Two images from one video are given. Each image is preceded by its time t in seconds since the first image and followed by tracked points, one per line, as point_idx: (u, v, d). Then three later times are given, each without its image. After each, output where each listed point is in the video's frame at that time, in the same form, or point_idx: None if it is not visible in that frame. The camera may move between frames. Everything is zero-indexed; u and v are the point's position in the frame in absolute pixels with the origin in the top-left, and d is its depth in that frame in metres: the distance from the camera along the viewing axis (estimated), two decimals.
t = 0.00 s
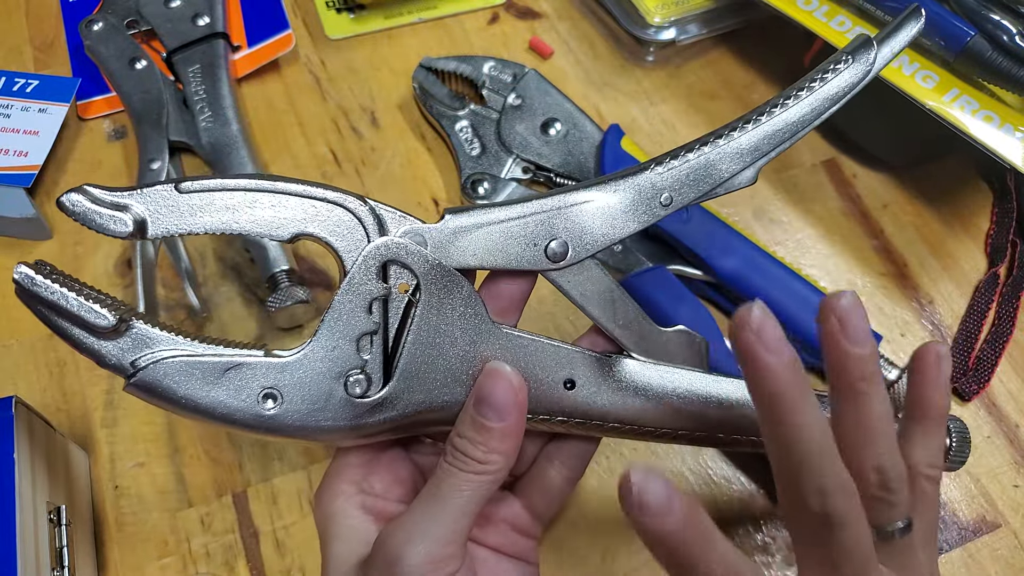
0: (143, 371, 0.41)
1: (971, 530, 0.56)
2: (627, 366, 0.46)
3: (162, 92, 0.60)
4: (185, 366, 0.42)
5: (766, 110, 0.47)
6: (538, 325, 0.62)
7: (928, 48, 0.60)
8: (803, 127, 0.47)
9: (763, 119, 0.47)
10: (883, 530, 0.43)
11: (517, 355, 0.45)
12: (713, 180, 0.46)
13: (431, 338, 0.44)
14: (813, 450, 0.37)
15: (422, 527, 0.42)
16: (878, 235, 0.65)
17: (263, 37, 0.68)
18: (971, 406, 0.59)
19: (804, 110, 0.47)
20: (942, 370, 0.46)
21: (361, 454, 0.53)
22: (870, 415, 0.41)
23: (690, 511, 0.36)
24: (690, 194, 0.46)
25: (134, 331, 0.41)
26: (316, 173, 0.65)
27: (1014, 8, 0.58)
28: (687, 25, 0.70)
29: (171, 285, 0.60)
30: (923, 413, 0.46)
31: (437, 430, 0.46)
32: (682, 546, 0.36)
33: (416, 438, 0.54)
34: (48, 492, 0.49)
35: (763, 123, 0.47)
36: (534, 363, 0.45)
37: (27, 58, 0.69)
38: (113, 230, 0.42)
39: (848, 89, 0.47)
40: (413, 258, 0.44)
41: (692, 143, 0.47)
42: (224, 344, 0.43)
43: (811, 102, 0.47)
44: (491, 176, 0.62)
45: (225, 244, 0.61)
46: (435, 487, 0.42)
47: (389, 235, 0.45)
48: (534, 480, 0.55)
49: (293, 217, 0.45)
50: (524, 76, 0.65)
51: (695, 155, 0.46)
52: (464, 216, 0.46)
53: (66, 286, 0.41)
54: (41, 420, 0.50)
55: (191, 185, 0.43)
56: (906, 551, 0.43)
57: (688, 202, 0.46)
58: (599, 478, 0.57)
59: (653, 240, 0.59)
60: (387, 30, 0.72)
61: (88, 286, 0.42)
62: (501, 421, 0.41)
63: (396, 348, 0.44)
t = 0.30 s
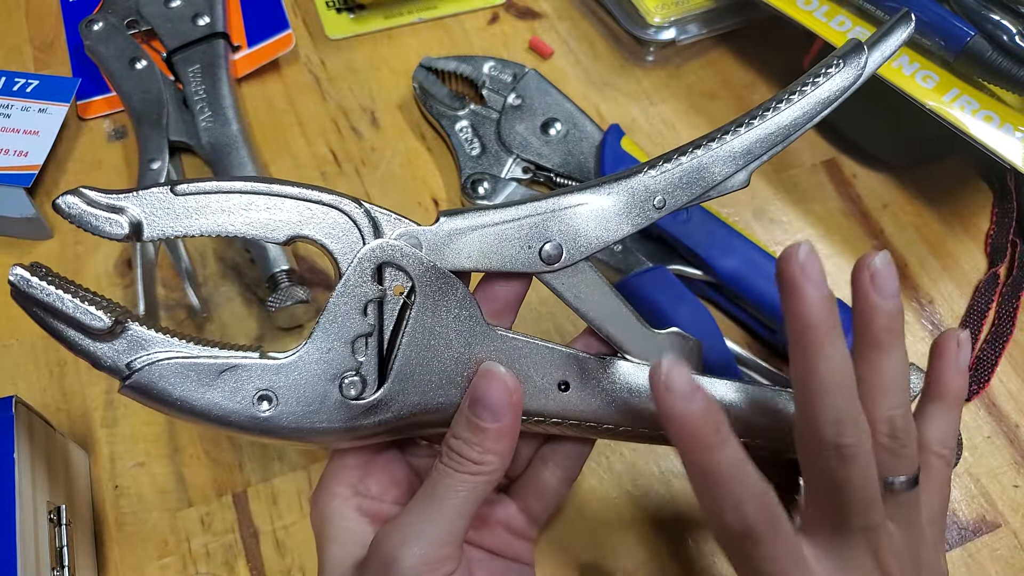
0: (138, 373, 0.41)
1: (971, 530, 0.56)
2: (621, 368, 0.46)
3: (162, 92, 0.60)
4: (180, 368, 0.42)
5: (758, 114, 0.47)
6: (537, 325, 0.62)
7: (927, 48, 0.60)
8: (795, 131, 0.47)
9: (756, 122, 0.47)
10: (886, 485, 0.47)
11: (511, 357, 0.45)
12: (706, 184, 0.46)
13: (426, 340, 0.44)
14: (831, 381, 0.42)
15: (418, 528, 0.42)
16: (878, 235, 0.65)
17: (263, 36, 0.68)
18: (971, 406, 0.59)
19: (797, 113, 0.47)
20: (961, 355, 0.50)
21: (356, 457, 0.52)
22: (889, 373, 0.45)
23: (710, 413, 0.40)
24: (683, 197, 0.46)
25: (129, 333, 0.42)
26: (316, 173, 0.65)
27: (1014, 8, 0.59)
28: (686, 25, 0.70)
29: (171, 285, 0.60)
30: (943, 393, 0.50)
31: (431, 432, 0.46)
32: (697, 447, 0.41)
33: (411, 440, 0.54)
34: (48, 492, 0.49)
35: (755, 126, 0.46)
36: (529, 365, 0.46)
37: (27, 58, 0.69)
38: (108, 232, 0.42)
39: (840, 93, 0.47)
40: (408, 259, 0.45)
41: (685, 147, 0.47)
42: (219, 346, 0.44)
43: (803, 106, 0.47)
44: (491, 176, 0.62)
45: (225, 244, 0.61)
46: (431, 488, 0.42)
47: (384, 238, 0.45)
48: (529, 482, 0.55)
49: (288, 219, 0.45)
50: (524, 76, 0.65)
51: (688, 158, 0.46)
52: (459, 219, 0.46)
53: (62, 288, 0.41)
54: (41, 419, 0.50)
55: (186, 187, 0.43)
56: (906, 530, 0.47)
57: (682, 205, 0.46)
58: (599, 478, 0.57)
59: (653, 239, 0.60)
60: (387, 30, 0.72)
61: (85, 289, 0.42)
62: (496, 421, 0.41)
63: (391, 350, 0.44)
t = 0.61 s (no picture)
0: (135, 375, 0.41)
1: (970, 530, 0.56)
2: (615, 371, 0.46)
3: (162, 93, 0.60)
4: (176, 370, 0.42)
5: (749, 119, 0.47)
6: (537, 325, 0.62)
7: (927, 49, 0.60)
8: (787, 135, 0.47)
9: (747, 127, 0.47)
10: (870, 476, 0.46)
11: (506, 360, 0.45)
12: (699, 188, 0.46)
13: (421, 342, 0.44)
14: (810, 371, 0.42)
15: (414, 529, 0.42)
16: (878, 235, 0.65)
17: (263, 36, 0.68)
18: (971, 406, 0.59)
19: (789, 118, 0.47)
20: (947, 351, 0.50)
21: (352, 460, 0.52)
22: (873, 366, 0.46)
23: (688, 397, 0.41)
24: (676, 200, 0.46)
25: (126, 335, 0.41)
26: (316, 173, 0.65)
27: (1013, 8, 0.59)
28: (687, 25, 0.70)
29: (171, 285, 0.59)
30: (930, 389, 0.50)
31: (426, 434, 0.46)
32: (674, 430, 0.41)
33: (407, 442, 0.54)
34: (48, 492, 0.49)
35: (748, 130, 0.47)
36: (524, 368, 0.45)
37: (27, 58, 0.68)
38: (106, 235, 0.42)
39: (831, 98, 0.47)
40: (405, 263, 0.45)
41: (678, 151, 0.47)
42: (216, 348, 0.44)
43: (795, 111, 0.47)
44: (492, 176, 0.62)
45: (225, 244, 0.61)
46: (426, 490, 0.42)
47: (379, 241, 0.45)
48: (525, 486, 0.55)
49: (284, 223, 0.45)
50: (524, 76, 0.65)
51: (681, 162, 0.46)
52: (453, 222, 0.46)
53: (60, 291, 0.41)
54: (41, 420, 0.50)
55: (184, 191, 0.43)
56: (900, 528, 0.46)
57: (674, 209, 0.46)
58: (599, 478, 0.57)
59: (652, 240, 0.59)
60: (387, 30, 0.72)
61: (83, 292, 0.42)
62: (491, 422, 0.41)
63: (387, 352, 0.44)
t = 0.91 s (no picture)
0: (137, 365, 0.41)
1: (971, 529, 0.56)
2: (613, 362, 0.46)
3: (162, 92, 0.60)
4: (178, 360, 0.42)
5: (748, 110, 0.47)
6: (537, 325, 0.62)
7: (927, 48, 0.60)
8: (785, 127, 0.47)
9: (746, 118, 0.47)
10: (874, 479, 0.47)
11: (505, 351, 0.45)
12: (697, 179, 0.46)
13: (420, 333, 0.44)
14: (817, 373, 0.42)
15: (412, 517, 0.42)
16: (878, 235, 0.65)
17: (263, 36, 0.68)
18: (971, 406, 0.60)
19: (787, 110, 0.47)
20: (948, 351, 0.50)
21: (353, 450, 0.52)
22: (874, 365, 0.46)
23: (700, 402, 0.41)
24: (673, 191, 0.46)
25: (130, 325, 0.42)
26: (316, 173, 0.65)
27: (1013, 7, 0.59)
28: (687, 25, 0.70)
29: (171, 285, 0.60)
30: (931, 389, 0.50)
31: (425, 424, 0.46)
32: (687, 435, 0.41)
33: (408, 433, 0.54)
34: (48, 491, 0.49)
35: (746, 122, 0.47)
36: (523, 358, 0.46)
37: (27, 58, 0.69)
38: (109, 227, 0.42)
39: (829, 90, 0.47)
40: (404, 255, 0.44)
41: (676, 142, 0.47)
42: (217, 338, 0.44)
43: (793, 102, 0.47)
44: (492, 176, 0.62)
45: (225, 244, 0.61)
46: (424, 478, 0.42)
47: (378, 232, 0.45)
48: (525, 477, 0.55)
49: (285, 214, 0.45)
50: (524, 76, 0.65)
51: (679, 153, 0.46)
52: (452, 214, 0.46)
53: (64, 281, 0.41)
54: (42, 419, 0.50)
55: (187, 183, 0.43)
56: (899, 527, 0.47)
57: (672, 200, 0.46)
58: (599, 477, 0.57)
59: (652, 239, 0.59)
60: (387, 30, 0.72)
61: (86, 283, 0.42)
62: (489, 411, 0.41)
63: (386, 343, 0.45)
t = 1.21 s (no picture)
0: (144, 362, 0.41)
1: (971, 530, 0.56)
2: (620, 367, 0.46)
3: (162, 93, 0.60)
4: (185, 358, 0.42)
5: (756, 120, 0.47)
6: (537, 325, 0.62)
7: (927, 49, 0.60)
8: (793, 137, 0.47)
9: (754, 128, 0.47)
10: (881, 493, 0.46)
11: (512, 354, 0.45)
12: (705, 188, 0.46)
13: (428, 335, 0.44)
14: (822, 397, 0.42)
15: (417, 518, 0.42)
16: (878, 235, 0.65)
17: (263, 36, 0.68)
18: (971, 406, 0.59)
19: (795, 121, 0.47)
20: (938, 354, 0.50)
21: (357, 452, 0.52)
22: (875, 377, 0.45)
23: (710, 443, 0.40)
24: (681, 199, 0.46)
25: (136, 322, 0.42)
26: (316, 173, 0.65)
27: (1013, 7, 0.59)
28: (687, 25, 0.70)
29: (171, 285, 0.60)
30: (921, 395, 0.50)
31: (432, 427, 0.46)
32: (698, 476, 0.40)
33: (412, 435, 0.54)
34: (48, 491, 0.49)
35: (754, 131, 0.47)
36: (530, 361, 0.46)
37: (27, 58, 0.69)
38: (118, 223, 0.42)
39: (838, 101, 0.47)
40: (413, 256, 0.45)
41: (685, 150, 0.47)
42: (225, 337, 0.44)
43: (801, 113, 0.47)
44: (492, 176, 0.62)
45: (225, 244, 0.61)
46: (430, 480, 0.42)
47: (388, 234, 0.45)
48: (527, 480, 0.55)
49: (295, 214, 0.45)
50: (524, 76, 0.65)
51: (687, 161, 0.46)
52: (461, 217, 0.46)
53: (71, 277, 0.41)
54: (42, 419, 0.50)
55: (196, 180, 0.44)
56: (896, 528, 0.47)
57: (680, 208, 0.46)
58: (600, 478, 0.57)
59: (651, 240, 0.59)
60: (387, 30, 0.72)
61: (93, 279, 0.42)
62: (495, 413, 0.41)
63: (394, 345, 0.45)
